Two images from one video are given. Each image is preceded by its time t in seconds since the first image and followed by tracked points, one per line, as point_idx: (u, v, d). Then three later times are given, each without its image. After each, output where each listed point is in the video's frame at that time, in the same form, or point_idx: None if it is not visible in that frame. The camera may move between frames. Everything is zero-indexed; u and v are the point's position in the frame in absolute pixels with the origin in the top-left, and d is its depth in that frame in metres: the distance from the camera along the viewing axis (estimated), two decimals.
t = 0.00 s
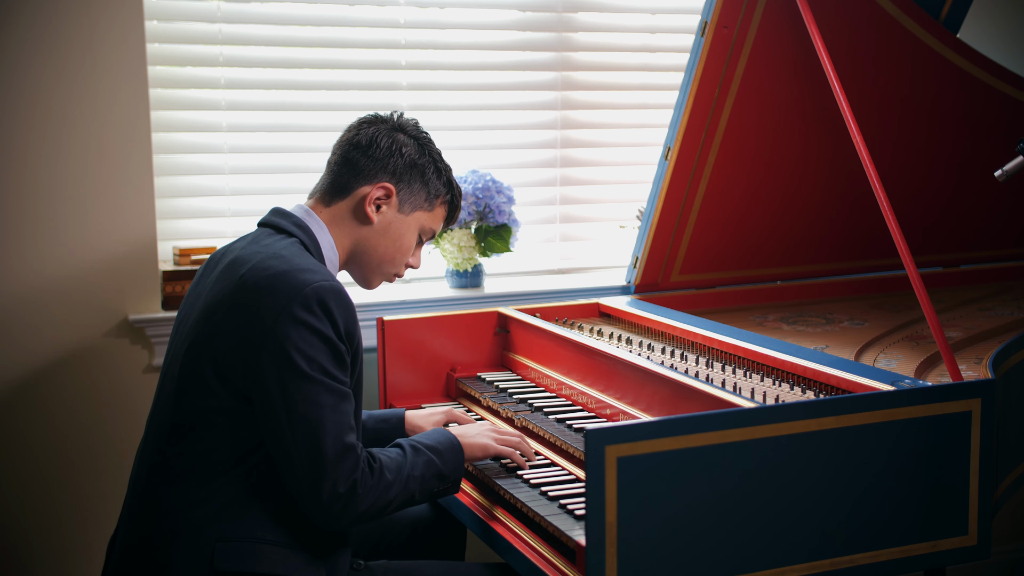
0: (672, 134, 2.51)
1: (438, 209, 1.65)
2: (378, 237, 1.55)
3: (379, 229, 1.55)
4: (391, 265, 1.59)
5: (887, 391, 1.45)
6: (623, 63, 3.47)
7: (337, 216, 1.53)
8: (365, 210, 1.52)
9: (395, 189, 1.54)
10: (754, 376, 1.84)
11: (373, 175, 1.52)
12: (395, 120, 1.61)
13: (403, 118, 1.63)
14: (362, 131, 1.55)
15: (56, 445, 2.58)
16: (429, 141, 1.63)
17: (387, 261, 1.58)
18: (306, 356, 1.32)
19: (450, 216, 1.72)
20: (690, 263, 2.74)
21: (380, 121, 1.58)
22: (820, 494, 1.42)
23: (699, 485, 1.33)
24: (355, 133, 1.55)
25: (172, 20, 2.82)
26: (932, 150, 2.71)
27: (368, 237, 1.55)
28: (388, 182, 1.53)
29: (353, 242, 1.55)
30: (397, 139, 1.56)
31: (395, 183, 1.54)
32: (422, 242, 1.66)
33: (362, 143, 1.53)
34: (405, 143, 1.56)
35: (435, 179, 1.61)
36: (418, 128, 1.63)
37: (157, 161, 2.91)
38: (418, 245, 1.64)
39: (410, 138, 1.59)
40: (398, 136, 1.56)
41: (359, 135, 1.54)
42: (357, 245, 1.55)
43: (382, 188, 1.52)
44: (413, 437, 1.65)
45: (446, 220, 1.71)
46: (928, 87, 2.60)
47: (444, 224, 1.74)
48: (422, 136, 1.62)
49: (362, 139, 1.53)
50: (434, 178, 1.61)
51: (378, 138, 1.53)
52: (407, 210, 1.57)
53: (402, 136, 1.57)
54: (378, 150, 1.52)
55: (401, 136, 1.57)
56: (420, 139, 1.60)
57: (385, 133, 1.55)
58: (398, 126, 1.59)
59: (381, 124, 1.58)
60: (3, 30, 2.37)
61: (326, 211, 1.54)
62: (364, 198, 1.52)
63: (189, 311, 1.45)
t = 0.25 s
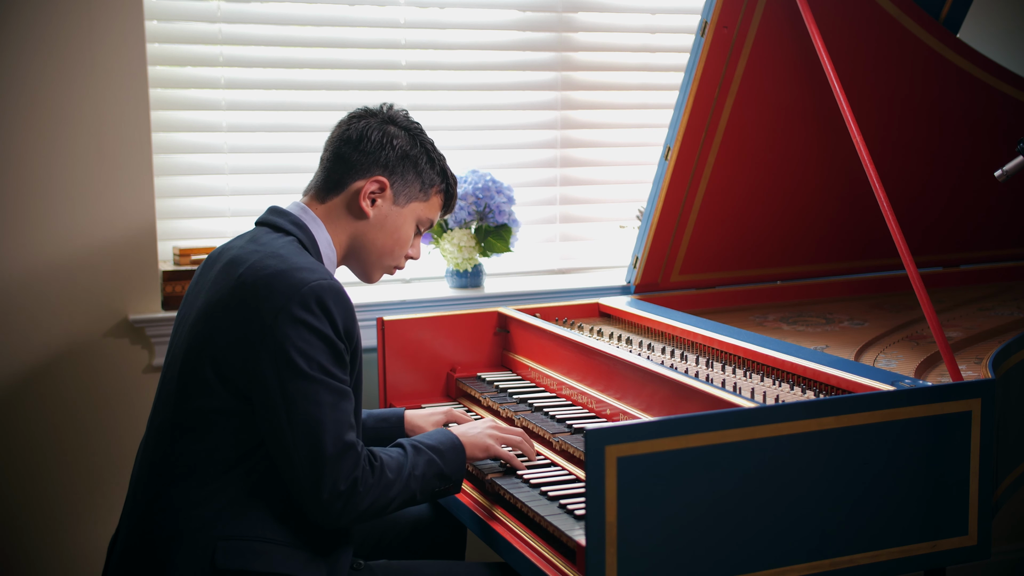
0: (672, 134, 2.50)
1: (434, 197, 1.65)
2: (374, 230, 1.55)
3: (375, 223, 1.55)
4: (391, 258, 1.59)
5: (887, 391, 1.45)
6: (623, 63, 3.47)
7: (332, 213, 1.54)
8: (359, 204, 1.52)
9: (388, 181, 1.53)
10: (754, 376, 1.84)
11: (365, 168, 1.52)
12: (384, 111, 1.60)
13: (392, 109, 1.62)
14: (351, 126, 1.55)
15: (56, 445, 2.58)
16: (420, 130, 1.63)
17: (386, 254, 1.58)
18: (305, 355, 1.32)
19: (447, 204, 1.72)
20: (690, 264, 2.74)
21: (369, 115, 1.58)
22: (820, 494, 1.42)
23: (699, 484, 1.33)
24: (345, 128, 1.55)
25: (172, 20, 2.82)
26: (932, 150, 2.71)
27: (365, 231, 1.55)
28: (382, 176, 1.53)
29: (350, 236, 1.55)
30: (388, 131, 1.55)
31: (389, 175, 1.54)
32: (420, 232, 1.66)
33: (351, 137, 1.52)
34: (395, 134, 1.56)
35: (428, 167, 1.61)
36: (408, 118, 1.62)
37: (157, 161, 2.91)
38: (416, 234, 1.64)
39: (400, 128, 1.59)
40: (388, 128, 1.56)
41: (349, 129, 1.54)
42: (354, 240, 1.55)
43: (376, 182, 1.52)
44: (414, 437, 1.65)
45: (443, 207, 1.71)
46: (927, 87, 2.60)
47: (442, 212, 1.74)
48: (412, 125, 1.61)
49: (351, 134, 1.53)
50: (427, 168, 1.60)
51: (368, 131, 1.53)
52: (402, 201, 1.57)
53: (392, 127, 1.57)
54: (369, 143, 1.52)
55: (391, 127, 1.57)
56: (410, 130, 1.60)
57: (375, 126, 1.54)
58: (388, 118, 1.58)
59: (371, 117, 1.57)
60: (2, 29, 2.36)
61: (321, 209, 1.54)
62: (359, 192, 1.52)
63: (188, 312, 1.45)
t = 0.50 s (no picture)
0: (671, 134, 2.50)
1: (427, 183, 1.65)
2: (369, 221, 1.55)
3: (369, 213, 1.55)
4: (387, 247, 1.59)
5: (887, 391, 1.45)
6: (623, 63, 3.47)
7: (326, 206, 1.54)
8: (352, 195, 1.52)
9: (380, 171, 1.53)
10: (754, 376, 1.84)
11: (355, 160, 1.51)
12: (370, 101, 1.59)
13: (379, 98, 1.61)
14: (337, 118, 1.54)
15: (56, 445, 2.58)
16: (408, 118, 1.62)
17: (382, 244, 1.58)
18: (304, 350, 1.32)
19: (441, 189, 1.71)
20: (691, 263, 2.74)
21: (355, 106, 1.57)
22: (820, 494, 1.42)
23: (699, 485, 1.33)
24: (332, 120, 1.54)
25: (171, 20, 2.82)
26: (932, 149, 2.71)
27: (360, 222, 1.55)
28: (373, 166, 1.52)
29: (345, 229, 1.55)
30: (375, 120, 1.54)
31: (380, 165, 1.53)
32: (414, 220, 1.66)
33: (338, 129, 1.52)
34: (383, 123, 1.55)
35: (419, 154, 1.60)
36: (394, 106, 1.61)
37: (157, 161, 2.91)
38: (410, 222, 1.64)
39: (388, 117, 1.58)
40: (376, 118, 1.55)
41: (336, 121, 1.53)
42: (350, 232, 1.56)
43: (367, 172, 1.51)
44: (416, 438, 1.65)
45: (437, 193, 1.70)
46: (926, 87, 2.60)
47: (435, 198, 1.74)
48: (399, 113, 1.60)
49: (338, 126, 1.52)
50: (417, 155, 1.59)
51: (355, 122, 1.52)
52: (394, 190, 1.56)
53: (379, 116, 1.56)
54: (357, 133, 1.51)
55: (379, 117, 1.56)
56: (398, 117, 1.59)
57: (362, 116, 1.53)
58: (374, 108, 1.58)
59: (357, 108, 1.56)
60: (3, 29, 2.37)
61: (313, 203, 1.54)
62: (351, 183, 1.51)
63: (187, 311, 1.45)
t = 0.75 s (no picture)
0: (671, 134, 2.50)
1: (422, 175, 1.65)
2: (365, 216, 1.56)
3: (364, 208, 1.55)
4: (384, 241, 1.59)
5: (887, 391, 1.45)
6: (623, 63, 3.47)
7: (321, 203, 1.54)
8: (347, 191, 1.52)
9: (373, 165, 1.53)
10: (754, 376, 1.84)
11: (348, 155, 1.51)
12: (362, 94, 1.58)
13: (370, 91, 1.60)
14: (329, 113, 1.54)
15: (56, 446, 2.58)
16: (400, 110, 1.61)
17: (378, 238, 1.58)
18: (301, 350, 1.32)
19: (436, 180, 1.71)
20: (690, 263, 2.74)
21: (347, 100, 1.56)
22: (820, 494, 1.42)
23: (699, 485, 1.33)
24: (324, 116, 1.54)
25: (171, 20, 2.82)
26: (932, 149, 2.71)
27: (356, 217, 1.55)
28: (366, 160, 1.52)
29: (340, 224, 1.55)
30: (366, 114, 1.54)
31: (373, 159, 1.53)
32: (410, 212, 1.66)
33: (330, 125, 1.52)
34: (375, 117, 1.54)
35: (412, 147, 1.59)
36: (386, 99, 1.60)
37: (157, 161, 2.91)
38: (406, 215, 1.64)
39: (380, 111, 1.57)
40: (367, 112, 1.54)
41: (328, 117, 1.53)
42: (346, 228, 1.56)
43: (361, 167, 1.51)
44: (416, 436, 1.64)
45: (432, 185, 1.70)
46: (926, 86, 2.60)
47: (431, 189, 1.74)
48: (390, 106, 1.59)
49: (330, 121, 1.52)
50: (411, 147, 1.59)
51: (347, 117, 1.52)
52: (389, 183, 1.56)
53: (371, 110, 1.56)
54: (349, 128, 1.51)
55: (371, 110, 1.56)
56: (390, 110, 1.59)
57: (353, 110, 1.53)
58: (366, 101, 1.57)
59: (349, 102, 1.56)
60: (3, 29, 2.37)
61: (308, 200, 1.55)
62: (344, 178, 1.51)
63: (184, 312, 1.45)
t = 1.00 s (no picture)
0: (671, 134, 2.50)
1: (417, 168, 1.64)
2: (361, 212, 1.56)
3: (360, 204, 1.55)
4: (381, 236, 1.59)
5: (887, 391, 1.45)
6: (623, 63, 3.47)
7: (316, 201, 1.54)
8: (342, 188, 1.52)
9: (368, 161, 1.53)
10: (754, 376, 1.84)
11: (342, 152, 1.51)
12: (353, 88, 1.57)
13: (361, 85, 1.59)
14: (321, 110, 1.53)
15: (57, 445, 2.58)
16: (393, 103, 1.60)
17: (375, 233, 1.58)
18: (301, 351, 1.32)
19: (431, 171, 1.70)
20: (690, 263, 2.74)
21: (338, 96, 1.55)
22: (820, 494, 1.42)
23: (699, 485, 1.33)
24: (316, 112, 1.53)
25: (171, 20, 2.82)
26: (932, 149, 2.71)
27: (352, 213, 1.55)
28: (360, 156, 1.52)
29: (337, 221, 1.56)
30: (359, 109, 1.53)
31: (367, 155, 1.52)
32: (407, 205, 1.66)
33: (323, 121, 1.51)
34: (367, 112, 1.53)
35: (406, 140, 1.59)
36: (377, 92, 1.59)
37: (157, 161, 2.91)
38: (403, 208, 1.64)
39: (372, 105, 1.57)
40: (360, 107, 1.54)
41: (320, 113, 1.52)
42: (342, 225, 1.56)
43: (356, 163, 1.51)
44: (418, 435, 1.64)
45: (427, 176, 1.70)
46: (926, 86, 2.60)
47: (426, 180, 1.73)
48: (382, 98, 1.58)
49: (323, 118, 1.51)
50: (404, 141, 1.58)
51: (339, 114, 1.51)
52: (384, 179, 1.56)
53: (364, 105, 1.55)
54: (342, 125, 1.51)
55: (363, 105, 1.55)
56: (383, 104, 1.58)
57: (345, 106, 1.52)
58: (358, 96, 1.56)
59: (341, 97, 1.55)
60: (2, 30, 2.37)
61: (304, 198, 1.55)
62: (339, 175, 1.51)
63: (184, 313, 1.45)
